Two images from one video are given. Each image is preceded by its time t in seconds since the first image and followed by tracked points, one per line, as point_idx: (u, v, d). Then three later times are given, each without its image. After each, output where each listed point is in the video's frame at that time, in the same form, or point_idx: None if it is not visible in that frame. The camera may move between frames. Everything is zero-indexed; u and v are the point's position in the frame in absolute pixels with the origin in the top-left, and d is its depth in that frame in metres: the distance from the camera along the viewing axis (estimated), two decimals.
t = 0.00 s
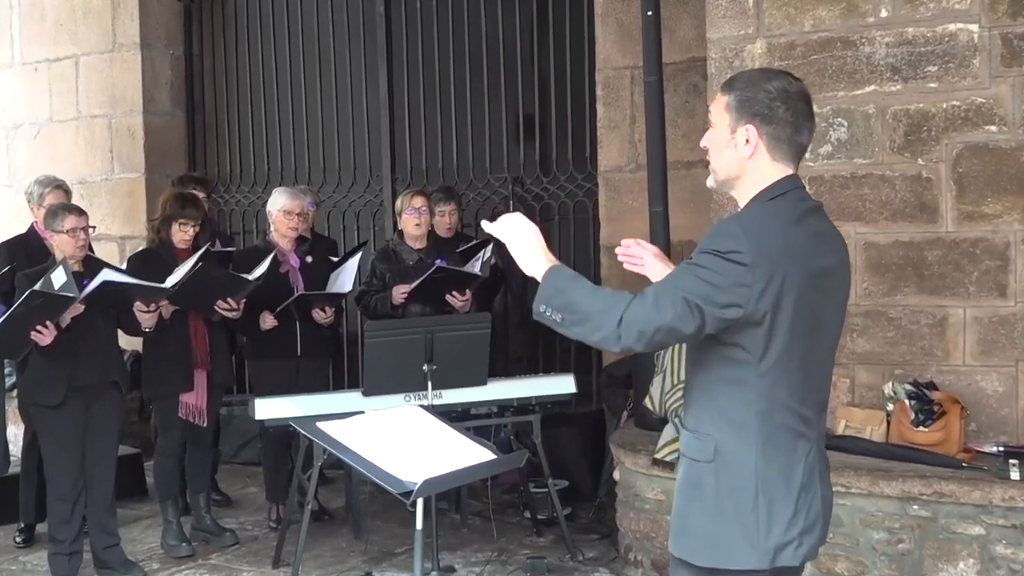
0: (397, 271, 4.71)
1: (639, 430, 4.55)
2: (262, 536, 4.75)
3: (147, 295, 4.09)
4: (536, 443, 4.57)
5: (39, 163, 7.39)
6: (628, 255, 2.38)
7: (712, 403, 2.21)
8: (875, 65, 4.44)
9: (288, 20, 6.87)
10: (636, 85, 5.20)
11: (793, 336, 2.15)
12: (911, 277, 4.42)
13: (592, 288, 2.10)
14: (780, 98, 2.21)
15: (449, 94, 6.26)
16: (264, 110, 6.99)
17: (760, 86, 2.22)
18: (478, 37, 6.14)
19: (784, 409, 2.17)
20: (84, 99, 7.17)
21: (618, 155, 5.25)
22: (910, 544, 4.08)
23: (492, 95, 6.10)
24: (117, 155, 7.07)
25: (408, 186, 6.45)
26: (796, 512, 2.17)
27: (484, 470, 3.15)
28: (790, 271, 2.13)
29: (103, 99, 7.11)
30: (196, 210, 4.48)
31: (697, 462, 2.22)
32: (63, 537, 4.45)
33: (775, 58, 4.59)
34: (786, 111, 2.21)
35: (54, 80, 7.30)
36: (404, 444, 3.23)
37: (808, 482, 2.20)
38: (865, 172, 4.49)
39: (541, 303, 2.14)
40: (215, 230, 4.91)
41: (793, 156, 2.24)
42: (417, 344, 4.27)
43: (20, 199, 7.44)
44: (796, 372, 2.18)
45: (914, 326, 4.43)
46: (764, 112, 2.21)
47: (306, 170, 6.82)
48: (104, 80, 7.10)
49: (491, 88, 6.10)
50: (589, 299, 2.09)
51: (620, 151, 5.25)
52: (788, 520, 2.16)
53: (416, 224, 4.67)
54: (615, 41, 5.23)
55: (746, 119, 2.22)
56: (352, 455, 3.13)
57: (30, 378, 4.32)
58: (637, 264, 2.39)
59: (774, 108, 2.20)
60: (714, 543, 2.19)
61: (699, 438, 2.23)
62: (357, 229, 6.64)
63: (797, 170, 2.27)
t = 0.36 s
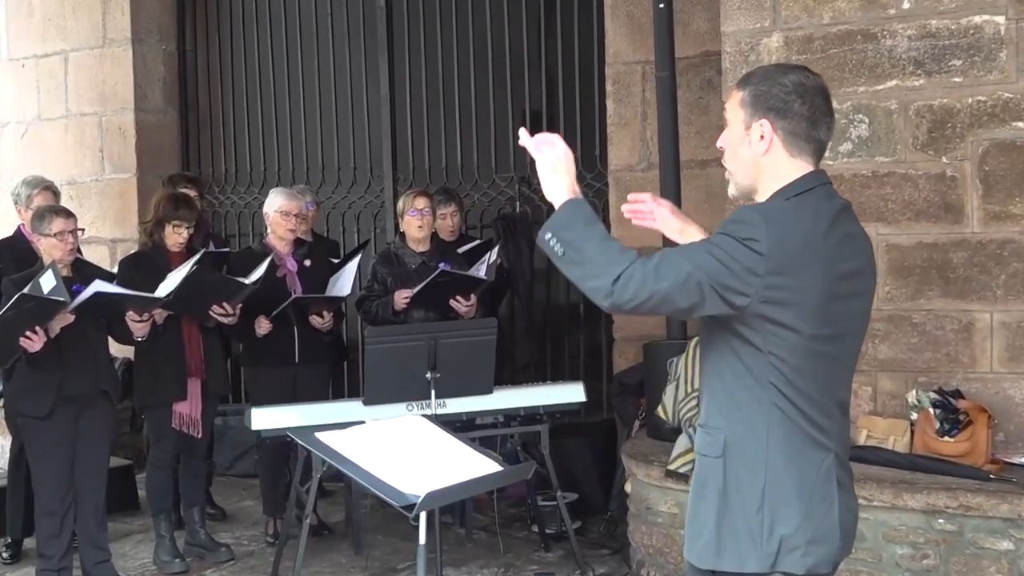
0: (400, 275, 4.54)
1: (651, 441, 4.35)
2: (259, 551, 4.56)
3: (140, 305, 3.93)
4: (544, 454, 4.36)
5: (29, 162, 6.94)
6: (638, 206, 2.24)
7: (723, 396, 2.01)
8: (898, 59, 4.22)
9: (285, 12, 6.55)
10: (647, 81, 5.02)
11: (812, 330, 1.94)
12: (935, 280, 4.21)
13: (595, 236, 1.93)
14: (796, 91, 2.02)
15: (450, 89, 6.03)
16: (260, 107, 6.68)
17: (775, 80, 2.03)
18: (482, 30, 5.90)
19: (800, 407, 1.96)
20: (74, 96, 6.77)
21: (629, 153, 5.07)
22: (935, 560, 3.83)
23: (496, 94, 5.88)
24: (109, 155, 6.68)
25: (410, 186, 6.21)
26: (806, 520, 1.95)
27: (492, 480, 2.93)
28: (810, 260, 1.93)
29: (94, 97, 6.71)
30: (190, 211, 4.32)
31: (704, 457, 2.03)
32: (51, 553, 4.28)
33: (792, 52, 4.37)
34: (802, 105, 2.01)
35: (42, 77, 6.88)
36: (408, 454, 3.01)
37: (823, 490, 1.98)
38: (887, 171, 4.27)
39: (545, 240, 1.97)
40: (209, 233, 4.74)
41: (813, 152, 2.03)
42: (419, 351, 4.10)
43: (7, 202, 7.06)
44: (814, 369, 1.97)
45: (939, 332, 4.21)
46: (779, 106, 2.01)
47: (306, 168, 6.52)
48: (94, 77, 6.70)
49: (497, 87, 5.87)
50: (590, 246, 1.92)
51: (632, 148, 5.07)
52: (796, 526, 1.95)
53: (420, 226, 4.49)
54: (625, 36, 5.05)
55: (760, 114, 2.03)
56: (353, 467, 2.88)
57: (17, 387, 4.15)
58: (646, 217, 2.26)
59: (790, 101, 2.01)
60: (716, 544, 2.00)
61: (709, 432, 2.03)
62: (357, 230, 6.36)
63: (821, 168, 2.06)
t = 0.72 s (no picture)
0: (404, 277, 4.36)
1: (666, 449, 4.16)
2: (256, 565, 4.37)
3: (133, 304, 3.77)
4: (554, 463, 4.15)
5: (14, 161, 6.49)
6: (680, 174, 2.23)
7: (744, 400, 1.88)
8: (923, 49, 3.99)
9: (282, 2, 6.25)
10: (662, 73, 4.84)
11: (837, 331, 1.80)
12: (963, 281, 3.98)
13: (610, 225, 1.78)
14: (827, 82, 1.87)
15: (453, 81, 5.81)
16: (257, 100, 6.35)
17: (805, 69, 1.88)
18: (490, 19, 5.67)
19: (823, 412, 1.83)
20: (63, 93, 6.34)
21: (642, 149, 4.89)
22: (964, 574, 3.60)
23: (506, 87, 5.66)
24: (100, 153, 6.26)
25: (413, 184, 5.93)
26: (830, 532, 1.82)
27: (499, 494, 2.72)
28: (836, 257, 1.79)
29: (85, 92, 6.29)
30: (185, 211, 4.16)
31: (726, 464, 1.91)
32: (40, 567, 4.10)
33: (813, 43, 4.12)
34: (832, 97, 1.87)
35: (28, 73, 6.45)
36: (415, 465, 2.80)
37: (849, 500, 1.84)
38: (912, 167, 4.03)
39: (554, 226, 1.82)
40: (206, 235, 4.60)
41: (842, 147, 1.88)
42: (423, 356, 3.88)
43: None
44: (839, 371, 1.83)
45: (968, 335, 3.98)
46: (809, 97, 1.87)
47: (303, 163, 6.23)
48: (85, 71, 6.29)
49: (505, 81, 5.67)
50: (603, 234, 1.77)
51: (645, 144, 4.88)
52: (821, 538, 1.82)
53: (425, 225, 4.32)
54: (638, 27, 4.87)
55: (788, 104, 1.88)
56: (352, 475, 2.66)
57: (5, 394, 3.97)
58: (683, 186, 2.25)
59: (821, 92, 1.86)
60: (738, 556, 1.88)
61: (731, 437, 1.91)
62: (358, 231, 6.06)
63: (852, 166, 1.92)
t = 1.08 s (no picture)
0: (409, 276, 4.21)
1: (682, 456, 3.98)
2: None
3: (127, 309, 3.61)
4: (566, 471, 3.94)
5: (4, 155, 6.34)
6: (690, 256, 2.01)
7: (776, 423, 1.78)
8: (951, 38, 3.75)
9: None
10: (676, 63, 4.68)
11: (871, 344, 1.71)
12: (993, 280, 3.76)
13: (636, 297, 1.68)
14: (851, 72, 1.76)
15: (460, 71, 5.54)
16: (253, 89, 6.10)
17: (827, 60, 1.78)
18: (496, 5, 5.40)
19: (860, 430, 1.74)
20: (53, 86, 6.17)
21: (656, 143, 4.71)
22: None
23: (513, 78, 5.39)
24: (92, 148, 6.09)
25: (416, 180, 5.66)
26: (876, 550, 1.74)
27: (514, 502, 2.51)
28: (867, 266, 1.69)
29: (74, 85, 6.11)
30: (181, 207, 4.05)
31: (763, 490, 1.81)
32: None
33: (835, 31, 3.86)
34: (855, 88, 1.76)
35: (18, 66, 6.27)
36: (419, 474, 2.58)
37: (894, 515, 1.75)
38: (938, 161, 3.79)
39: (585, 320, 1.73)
40: (203, 232, 4.45)
41: (869, 140, 1.77)
42: (427, 359, 3.69)
43: None
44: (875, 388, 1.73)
45: (998, 336, 3.75)
46: (832, 89, 1.77)
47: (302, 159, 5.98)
48: (75, 63, 6.11)
49: (512, 71, 5.39)
50: (636, 309, 1.68)
51: (659, 138, 4.71)
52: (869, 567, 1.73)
53: (432, 222, 4.14)
54: (652, 15, 4.70)
55: (811, 98, 1.78)
56: (353, 483, 2.44)
57: None
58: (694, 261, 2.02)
59: (844, 84, 1.76)
60: None
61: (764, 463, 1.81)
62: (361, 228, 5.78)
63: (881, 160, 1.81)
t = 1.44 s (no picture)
0: (416, 279, 4.05)
1: (701, 467, 3.80)
2: None
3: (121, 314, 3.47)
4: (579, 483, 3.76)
5: None
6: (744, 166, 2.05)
7: (810, 403, 1.65)
8: (982, 29, 3.53)
9: None
10: (694, 56, 4.52)
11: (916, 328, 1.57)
12: None
13: (666, 206, 1.55)
14: (905, 63, 1.62)
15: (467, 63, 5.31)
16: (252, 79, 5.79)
17: (880, 49, 1.64)
18: None
19: (898, 418, 1.60)
20: (45, 80, 5.83)
21: (673, 139, 4.55)
22: None
23: (524, 72, 5.16)
24: (85, 145, 5.74)
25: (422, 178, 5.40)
26: (904, 547, 1.60)
27: (515, 518, 2.31)
28: (917, 244, 1.55)
29: (66, 78, 5.77)
30: (177, 206, 3.91)
31: (789, 471, 1.67)
32: None
33: (861, 23, 3.63)
34: (910, 77, 1.61)
35: (6, 59, 5.93)
36: (422, 491, 2.36)
37: (926, 513, 1.62)
38: (969, 157, 3.58)
39: (597, 208, 1.59)
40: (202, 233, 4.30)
41: (921, 133, 1.62)
42: (434, 365, 3.52)
43: None
44: (917, 374, 1.59)
45: None
46: (884, 80, 1.62)
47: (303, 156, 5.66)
48: (68, 57, 5.77)
49: (523, 64, 5.17)
50: (662, 214, 1.54)
51: (676, 135, 4.55)
52: (896, 563, 1.60)
53: (437, 222, 3.98)
54: (669, 7, 4.54)
55: (862, 87, 1.63)
56: (358, 491, 2.19)
57: None
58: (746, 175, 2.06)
59: (899, 73, 1.61)
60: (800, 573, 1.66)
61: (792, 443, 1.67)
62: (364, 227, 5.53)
63: (934, 159, 1.65)
